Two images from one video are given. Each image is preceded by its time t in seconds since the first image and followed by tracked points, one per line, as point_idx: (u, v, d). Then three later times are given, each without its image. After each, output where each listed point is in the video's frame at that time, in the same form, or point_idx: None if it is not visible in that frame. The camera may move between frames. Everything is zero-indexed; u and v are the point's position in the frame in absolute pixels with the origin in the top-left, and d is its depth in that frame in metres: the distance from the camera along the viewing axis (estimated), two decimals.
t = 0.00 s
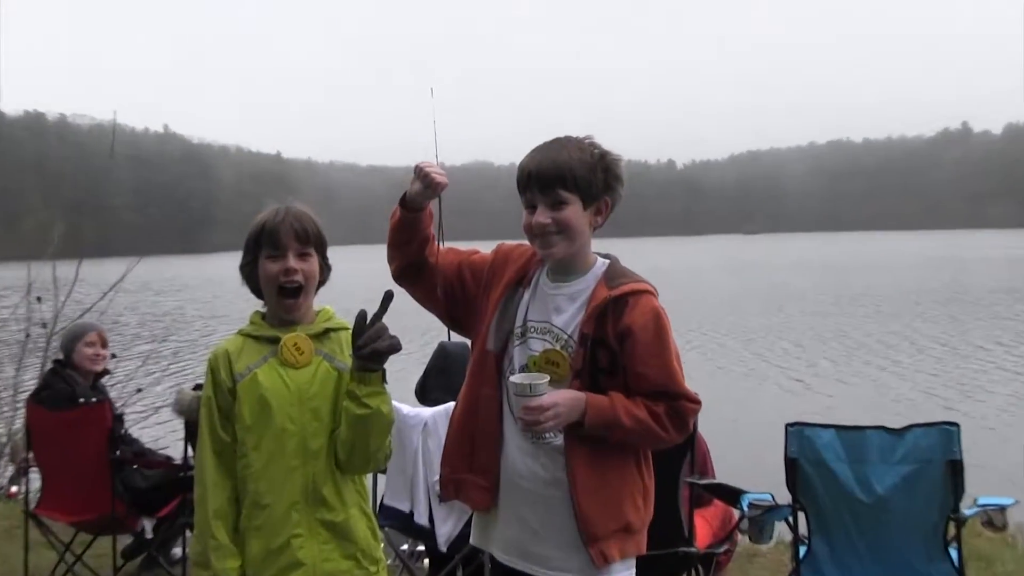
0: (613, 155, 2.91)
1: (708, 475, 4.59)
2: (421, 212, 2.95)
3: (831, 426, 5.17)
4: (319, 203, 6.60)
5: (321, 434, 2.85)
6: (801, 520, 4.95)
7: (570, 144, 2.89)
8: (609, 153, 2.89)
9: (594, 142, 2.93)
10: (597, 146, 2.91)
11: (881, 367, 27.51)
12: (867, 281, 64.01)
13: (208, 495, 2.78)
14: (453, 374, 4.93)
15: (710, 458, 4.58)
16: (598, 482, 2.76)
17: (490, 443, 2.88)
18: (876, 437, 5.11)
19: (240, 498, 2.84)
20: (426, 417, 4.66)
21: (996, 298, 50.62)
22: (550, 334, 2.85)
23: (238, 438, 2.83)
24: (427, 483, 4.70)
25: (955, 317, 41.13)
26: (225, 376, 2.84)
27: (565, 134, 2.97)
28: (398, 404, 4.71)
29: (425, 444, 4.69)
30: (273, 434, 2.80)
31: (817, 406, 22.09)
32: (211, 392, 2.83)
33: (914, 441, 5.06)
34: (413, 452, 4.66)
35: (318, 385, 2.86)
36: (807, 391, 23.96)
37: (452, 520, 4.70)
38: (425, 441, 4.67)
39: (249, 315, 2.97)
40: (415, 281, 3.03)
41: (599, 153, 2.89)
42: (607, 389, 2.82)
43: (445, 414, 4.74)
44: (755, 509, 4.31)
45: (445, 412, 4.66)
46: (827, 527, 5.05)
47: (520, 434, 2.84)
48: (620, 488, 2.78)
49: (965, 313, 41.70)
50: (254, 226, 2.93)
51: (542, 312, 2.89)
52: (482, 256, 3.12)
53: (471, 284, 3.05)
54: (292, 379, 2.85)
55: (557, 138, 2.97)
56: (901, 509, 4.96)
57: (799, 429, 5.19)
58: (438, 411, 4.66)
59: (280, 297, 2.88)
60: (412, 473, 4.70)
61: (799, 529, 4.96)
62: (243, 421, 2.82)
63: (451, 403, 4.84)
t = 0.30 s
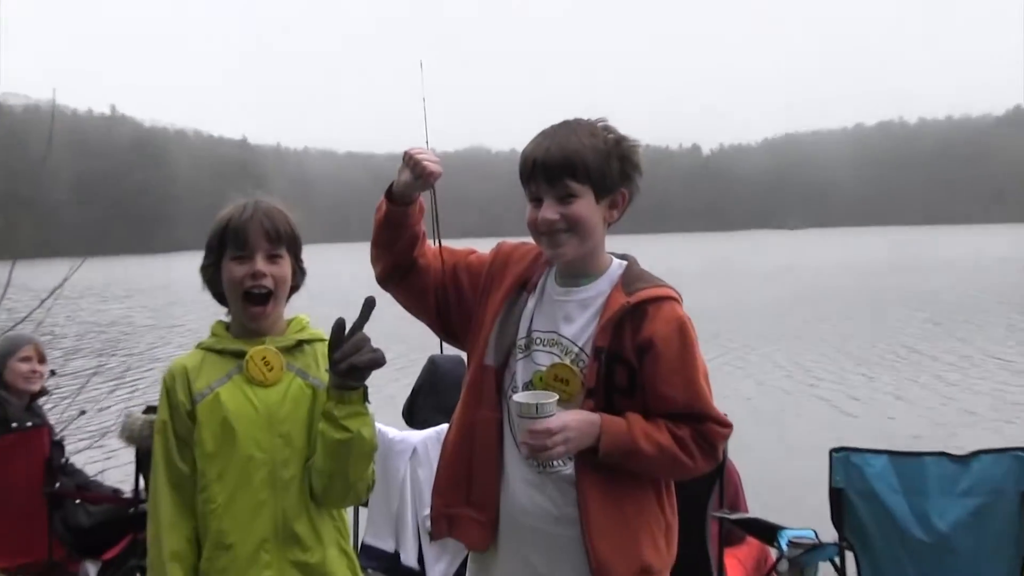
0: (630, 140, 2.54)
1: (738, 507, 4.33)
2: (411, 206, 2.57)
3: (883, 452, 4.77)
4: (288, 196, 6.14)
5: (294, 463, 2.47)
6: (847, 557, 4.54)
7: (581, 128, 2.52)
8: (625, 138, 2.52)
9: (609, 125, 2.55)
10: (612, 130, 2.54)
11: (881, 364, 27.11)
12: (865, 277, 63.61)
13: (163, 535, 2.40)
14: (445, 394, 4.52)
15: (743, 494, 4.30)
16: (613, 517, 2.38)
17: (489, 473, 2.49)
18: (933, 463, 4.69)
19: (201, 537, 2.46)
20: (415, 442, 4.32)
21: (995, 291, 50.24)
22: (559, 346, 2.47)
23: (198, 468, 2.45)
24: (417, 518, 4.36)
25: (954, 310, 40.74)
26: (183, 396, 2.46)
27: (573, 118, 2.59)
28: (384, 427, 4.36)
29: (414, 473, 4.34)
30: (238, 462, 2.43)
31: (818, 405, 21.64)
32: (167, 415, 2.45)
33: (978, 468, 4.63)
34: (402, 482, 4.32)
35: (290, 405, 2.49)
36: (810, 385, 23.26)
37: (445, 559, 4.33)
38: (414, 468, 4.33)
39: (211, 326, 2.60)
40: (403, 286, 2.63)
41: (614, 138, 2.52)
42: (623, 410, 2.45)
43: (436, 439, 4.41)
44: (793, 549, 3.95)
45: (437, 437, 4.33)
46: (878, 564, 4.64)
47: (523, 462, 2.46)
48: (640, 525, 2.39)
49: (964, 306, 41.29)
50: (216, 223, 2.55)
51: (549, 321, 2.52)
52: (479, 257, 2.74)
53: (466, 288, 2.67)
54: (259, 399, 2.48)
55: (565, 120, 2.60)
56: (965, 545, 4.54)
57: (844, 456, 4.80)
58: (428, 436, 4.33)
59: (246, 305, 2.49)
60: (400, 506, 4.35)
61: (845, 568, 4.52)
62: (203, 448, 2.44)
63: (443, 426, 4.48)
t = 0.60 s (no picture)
0: (652, 136, 2.24)
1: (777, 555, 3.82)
2: (401, 211, 2.26)
3: (943, 492, 3.65)
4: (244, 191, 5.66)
5: (264, 506, 2.14)
6: None
7: (596, 122, 2.21)
8: (646, 133, 2.22)
9: (628, 119, 2.25)
10: (631, 123, 2.24)
11: (881, 361, 26.73)
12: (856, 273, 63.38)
13: None
14: (437, 428, 4.12)
15: (784, 541, 3.86)
16: (632, 570, 2.06)
17: (489, 518, 2.17)
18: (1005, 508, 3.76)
19: None
20: (404, 481, 3.93)
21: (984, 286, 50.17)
22: (569, 373, 2.16)
23: (153, 512, 2.12)
24: (405, 566, 3.95)
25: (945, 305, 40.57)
26: (137, 430, 2.13)
27: (586, 111, 2.29)
28: (368, 466, 3.95)
29: (403, 515, 3.95)
30: (199, 505, 2.09)
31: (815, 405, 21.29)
32: (118, 450, 2.13)
33: None
34: (390, 525, 3.93)
35: (260, 439, 2.16)
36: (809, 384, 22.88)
37: None
38: (404, 510, 3.93)
39: (169, 347, 2.28)
40: (391, 302, 2.32)
41: (632, 134, 2.22)
42: (642, 445, 2.14)
43: (427, 477, 4.03)
44: None
45: (429, 476, 3.95)
46: None
47: (529, 506, 2.14)
48: None
49: (955, 300, 41.14)
50: (175, 230, 2.25)
51: (557, 343, 2.21)
52: (477, 269, 2.43)
53: (463, 304, 2.35)
54: (225, 433, 2.15)
55: (577, 113, 2.30)
56: None
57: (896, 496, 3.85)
58: (418, 475, 3.93)
59: (208, 325, 2.19)
60: (387, 552, 3.94)
61: None
62: (159, 488, 2.10)
63: (435, 463, 4.10)
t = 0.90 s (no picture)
0: (665, 141, 2.14)
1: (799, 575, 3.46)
2: (400, 219, 2.15)
3: (974, 517, 3.62)
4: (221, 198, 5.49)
5: (255, 531, 2.01)
6: None
7: (607, 125, 2.11)
8: (659, 138, 2.12)
9: (641, 123, 2.15)
10: (644, 128, 2.14)
11: (883, 350, 26.54)
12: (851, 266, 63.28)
13: None
14: (439, 445, 3.78)
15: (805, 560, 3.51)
16: None
17: (493, 544, 2.05)
18: None
19: None
20: (402, 504, 3.51)
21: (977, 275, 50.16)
22: (577, 391, 2.05)
23: (137, 539, 1.99)
24: None
25: (938, 292, 40.48)
26: (119, 452, 2.02)
27: (594, 114, 2.19)
28: (363, 486, 3.54)
29: (402, 542, 3.52)
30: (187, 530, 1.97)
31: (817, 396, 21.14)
32: (99, 472, 2.00)
33: None
34: (385, 554, 3.49)
35: (250, 460, 2.05)
36: (810, 376, 22.71)
37: None
38: (401, 536, 3.52)
39: (152, 364, 2.16)
40: (388, 315, 2.20)
41: (645, 138, 2.12)
42: (653, 467, 2.02)
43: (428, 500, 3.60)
44: None
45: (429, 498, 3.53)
46: None
47: (535, 531, 2.02)
48: None
49: (957, 290, 40.89)
50: (159, 240, 2.15)
51: (564, 359, 2.10)
52: (478, 280, 2.31)
53: (463, 317, 2.23)
54: (214, 453, 2.04)
55: (587, 115, 2.19)
56: None
57: (925, 522, 3.65)
58: (418, 498, 3.52)
59: (191, 340, 2.07)
60: None
61: None
62: (143, 512, 1.98)
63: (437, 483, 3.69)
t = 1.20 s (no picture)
0: (672, 147, 2.13)
1: None
2: (403, 226, 2.14)
3: (986, 527, 3.75)
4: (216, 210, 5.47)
5: (260, 541, 2.00)
6: None
7: (613, 130, 2.09)
8: (666, 144, 2.11)
9: (648, 128, 2.14)
10: (651, 133, 2.12)
11: (886, 356, 26.48)
12: (853, 272, 63.14)
13: None
14: (442, 452, 3.77)
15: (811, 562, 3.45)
16: None
17: (498, 554, 2.03)
18: None
19: None
20: (407, 513, 3.51)
21: (977, 278, 50.16)
22: (583, 400, 2.03)
23: (141, 548, 1.97)
24: None
25: (938, 300, 40.54)
26: (123, 460, 2.01)
27: (601, 118, 2.17)
28: (368, 495, 3.53)
29: (406, 550, 3.51)
30: (192, 538, 1.96)
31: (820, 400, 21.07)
32: (103, 481, 1.99)
33: None
34: (389, 563, 3.48)
35: (255, 469, 2.04)
36: (813, 381, 22.63)
37: None
38: (406, 545, 3.51)
39: (156, 372, 2.15)
40: (393, 322, 2.19)
41: (653, 144, 2.10)
42: (660, 476, 2.01)
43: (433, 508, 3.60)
44: None
45: (434, 507, 3.52)
46: None
47: (541, 540, 2.00)
48: None
49: (960, 296, 40.84)
50: (161, 247, 2.14)
51: (570, 366, 2.08)
52: (484, 286, 2.29)
53: (468, 325, 2.22)
54: (218, 462, 2.02)
55: (594, 120, 2.17)
56: None
57: (939, 530, 3.76)
58: (422, 507, 3.51)
59: (194, 347, 2.06)
60: None
61: None
62: (148, 522, 1.97)
63: (442, 492, 3.68)
